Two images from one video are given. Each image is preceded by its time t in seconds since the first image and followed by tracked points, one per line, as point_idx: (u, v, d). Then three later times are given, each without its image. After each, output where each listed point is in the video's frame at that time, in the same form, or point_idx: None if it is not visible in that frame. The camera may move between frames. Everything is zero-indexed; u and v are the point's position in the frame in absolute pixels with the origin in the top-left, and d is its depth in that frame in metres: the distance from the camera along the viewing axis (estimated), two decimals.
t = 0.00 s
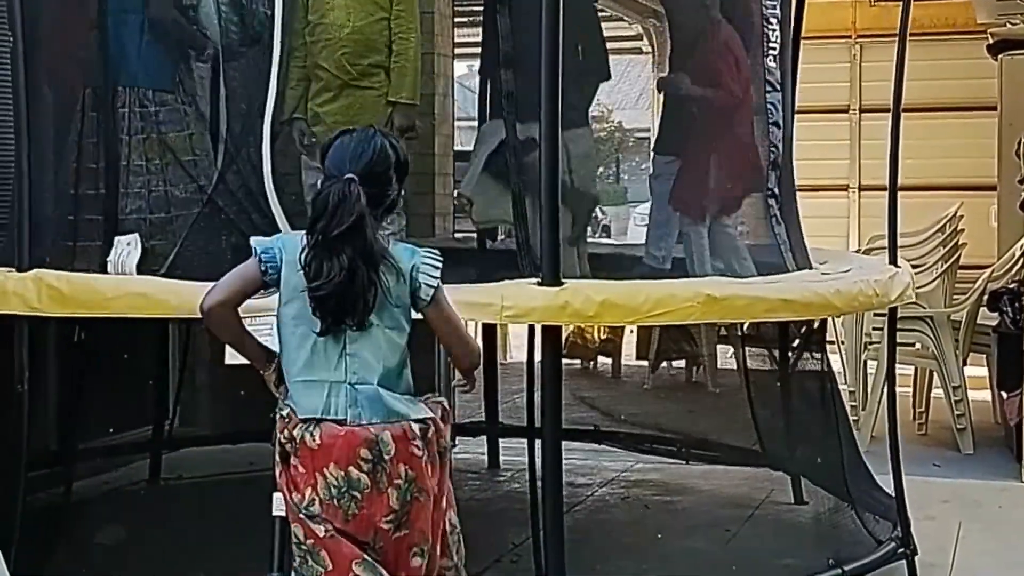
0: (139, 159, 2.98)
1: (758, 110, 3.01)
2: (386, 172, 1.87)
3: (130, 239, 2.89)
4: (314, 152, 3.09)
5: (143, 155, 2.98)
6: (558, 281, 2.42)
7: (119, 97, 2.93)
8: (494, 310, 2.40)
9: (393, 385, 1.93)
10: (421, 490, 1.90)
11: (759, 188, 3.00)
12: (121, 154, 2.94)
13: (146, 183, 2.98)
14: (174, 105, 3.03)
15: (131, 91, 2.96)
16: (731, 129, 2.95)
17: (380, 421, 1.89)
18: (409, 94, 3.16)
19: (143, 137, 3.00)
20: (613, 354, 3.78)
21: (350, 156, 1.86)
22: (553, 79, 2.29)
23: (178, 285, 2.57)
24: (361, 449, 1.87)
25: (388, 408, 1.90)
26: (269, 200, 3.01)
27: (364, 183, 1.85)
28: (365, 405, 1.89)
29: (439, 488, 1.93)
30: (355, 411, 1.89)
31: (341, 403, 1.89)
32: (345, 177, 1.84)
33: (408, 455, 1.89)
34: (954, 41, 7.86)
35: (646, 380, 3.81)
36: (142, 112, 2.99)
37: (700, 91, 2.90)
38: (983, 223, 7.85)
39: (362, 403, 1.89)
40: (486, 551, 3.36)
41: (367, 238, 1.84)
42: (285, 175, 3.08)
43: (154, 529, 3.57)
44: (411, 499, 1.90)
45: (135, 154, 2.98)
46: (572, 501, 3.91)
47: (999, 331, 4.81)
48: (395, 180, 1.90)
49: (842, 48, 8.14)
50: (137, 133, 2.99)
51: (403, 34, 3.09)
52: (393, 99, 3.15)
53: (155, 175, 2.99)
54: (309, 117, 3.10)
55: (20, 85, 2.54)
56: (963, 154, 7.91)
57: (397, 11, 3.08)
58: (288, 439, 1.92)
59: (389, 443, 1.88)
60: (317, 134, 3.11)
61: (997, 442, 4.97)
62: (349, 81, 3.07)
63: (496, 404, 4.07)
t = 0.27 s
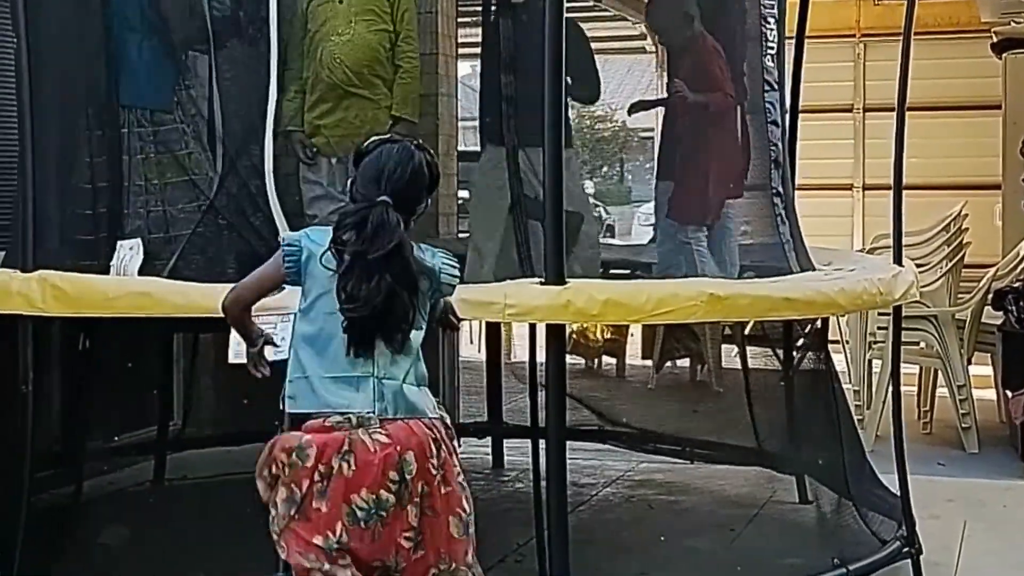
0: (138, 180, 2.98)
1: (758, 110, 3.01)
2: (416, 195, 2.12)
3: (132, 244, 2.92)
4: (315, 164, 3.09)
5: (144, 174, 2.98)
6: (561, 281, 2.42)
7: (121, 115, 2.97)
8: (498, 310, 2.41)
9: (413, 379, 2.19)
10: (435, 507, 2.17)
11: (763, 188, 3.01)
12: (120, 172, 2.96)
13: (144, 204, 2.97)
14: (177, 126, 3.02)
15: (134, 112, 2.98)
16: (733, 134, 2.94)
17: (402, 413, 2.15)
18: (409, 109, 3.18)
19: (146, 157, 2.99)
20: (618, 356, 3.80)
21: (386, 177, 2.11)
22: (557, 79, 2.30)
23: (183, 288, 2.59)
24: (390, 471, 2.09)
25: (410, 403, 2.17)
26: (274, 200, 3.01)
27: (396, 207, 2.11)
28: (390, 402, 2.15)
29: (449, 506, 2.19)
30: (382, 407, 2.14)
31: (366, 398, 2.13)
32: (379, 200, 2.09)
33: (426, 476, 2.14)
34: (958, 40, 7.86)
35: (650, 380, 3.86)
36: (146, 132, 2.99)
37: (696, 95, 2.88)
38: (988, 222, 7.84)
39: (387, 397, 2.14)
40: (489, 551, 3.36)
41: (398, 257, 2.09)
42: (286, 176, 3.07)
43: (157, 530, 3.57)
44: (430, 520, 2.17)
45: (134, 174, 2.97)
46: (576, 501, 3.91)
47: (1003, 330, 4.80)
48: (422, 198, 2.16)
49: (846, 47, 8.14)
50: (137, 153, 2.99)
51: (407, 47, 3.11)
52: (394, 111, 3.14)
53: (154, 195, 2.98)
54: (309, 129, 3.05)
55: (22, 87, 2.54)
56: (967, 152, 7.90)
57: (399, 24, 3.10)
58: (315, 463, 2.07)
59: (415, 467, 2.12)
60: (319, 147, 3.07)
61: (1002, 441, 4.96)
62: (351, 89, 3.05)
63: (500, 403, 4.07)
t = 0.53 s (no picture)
0: (138, 158, 3.00)
1: (757, 108, 3.04)
2: (411, 185, 2.20)
3: (136, 242, 2.91)
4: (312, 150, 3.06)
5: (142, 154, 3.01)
6: (564, 280, 2.43)
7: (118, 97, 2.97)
8: (500, 308, 2.41)
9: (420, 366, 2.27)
10: (448, 504, 2.24)
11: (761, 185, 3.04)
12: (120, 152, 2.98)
13: (145, 181, 3.00)
14: (176, 102, 3.02)
15: (131, 90, 2.98)
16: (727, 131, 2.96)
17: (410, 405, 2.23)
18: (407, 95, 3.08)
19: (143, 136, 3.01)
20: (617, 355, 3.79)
21: (378, 171, 2.18)
22: (559, 77, 2.30)
23: (187, 287, 2.59)
24: (400, 465, 2.17)
25: (418, 390, 2.24)
26: (276, 200, 3.02)
27: (392, 198, 2.19)
28: (398, 391, 2.22)
29: (463, 500, 2.26)
30: (389, 396, 2.22)
31: (373, 391, 2.21)
32: (375, 193, 2.17)
33: (436, 469, 2.21)
34: (959, 40, 7.86)
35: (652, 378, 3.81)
36: (143, 112, 3.01)
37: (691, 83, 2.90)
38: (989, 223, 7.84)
39: (394, 386, 2.23)
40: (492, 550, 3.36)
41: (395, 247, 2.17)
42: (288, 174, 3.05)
43: (159, 530, 3.57)
44: (441, 511, 2.24)
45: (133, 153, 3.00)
46: (577, 500, 3.91)
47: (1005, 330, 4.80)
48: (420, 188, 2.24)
49: (847, 46, 8.14)
50: (136, 131, 3.01)
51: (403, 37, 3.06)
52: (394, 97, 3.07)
53: (152, 173, 3.01)
54: (305, 115, 3.02)
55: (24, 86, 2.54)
56: (968, 152, 7.90)
57: (395, 8, 3.05)
58: (330, 464, 2.16)
59: (425, 464, 2.19)
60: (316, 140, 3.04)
61: (1003, 441, 4.96)
62: (348, 74, 3.02)
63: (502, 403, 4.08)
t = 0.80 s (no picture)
0: (151, 176, 2.98)
1: (755, 107, 3.01)
2: (419, 178, 2.35)
3: (137, 244, 2.91)
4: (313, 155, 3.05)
5: (155, 171, 2.98)
6: (563, 281, 2.42)
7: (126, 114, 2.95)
8: (501, 308, 2.41)
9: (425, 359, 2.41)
10: (447, 501, 2.40)
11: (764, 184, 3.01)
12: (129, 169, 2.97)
13: (159, 200, 2.97)
14: (189, 119, 2.99)
15: (142, 109, 2.95)
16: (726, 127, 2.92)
17: (412, 395, 2.37)
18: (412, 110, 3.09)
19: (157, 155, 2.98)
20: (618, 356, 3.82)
21: (387, 163, 2.33)
22: (559, 77, 2.29)
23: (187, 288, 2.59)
24: (405, 458, 2.33)
25: (422, 382, 2.38)
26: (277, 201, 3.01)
27: (400, 191, 2.33)
28: (402, 382, 2.37)
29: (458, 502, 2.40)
30: (392, 387, 2.36)
31: (378, 381, 2.36)
32: (384, 185, 2.32)
33: (439, 464, 2.37)
34: (960, 40, 7.85)
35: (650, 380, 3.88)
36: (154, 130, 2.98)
37: (687, 77, 2.89)
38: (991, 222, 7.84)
39: (399, 377, 2.37)
40: (493, 551, 3.36)
41: (399, 237, 2.31)
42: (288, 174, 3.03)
43: (161, 531, 3.57)
44: (440, 511, 2.39)
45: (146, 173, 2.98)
46: (579, 501, 3.91)
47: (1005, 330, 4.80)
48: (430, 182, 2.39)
49: (848, 47, 8.13)
50: (149, 150, 2.98)
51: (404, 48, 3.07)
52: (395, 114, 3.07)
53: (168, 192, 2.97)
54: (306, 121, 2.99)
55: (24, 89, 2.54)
56: (970, 152, 7.90)
57: (394, 23, 3.05)
58: (338, 457, 2.32)
59: (429, 455, 2.35)
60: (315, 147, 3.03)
61: (1004, 441, 4.96)
62: (348, 86, 3.02)
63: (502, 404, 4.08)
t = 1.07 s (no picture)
0: (149, 170, 2.99)
1: (753, 109, 3.04)
2: (449, 157, 2.41)
3: (139, 244, 2.92)
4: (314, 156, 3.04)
5: (153, 165, 2.99)
6: (566, 282, 2.42)
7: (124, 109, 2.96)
8: (503, 308, 2.41)
9: (440, 330, 2.42)
10: (452, 470, 2.44)
11: (761, 185, 3.02)
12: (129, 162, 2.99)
13: (156, 193, 3.00)
14: (188, 113, 2.98)
15: (141, 103, 2.97)
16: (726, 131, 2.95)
17: (421, 360, 2.39)
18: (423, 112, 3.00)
19: (155, 147, 2.99)
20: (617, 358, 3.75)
21: (421, 136, 2.40)
22: (559, 78, 2.29)
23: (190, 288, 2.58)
24: (412, 423, 2.37)
25: (432, 351, 2.40)
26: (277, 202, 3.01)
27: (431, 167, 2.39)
28: (410, 348, 2.39)
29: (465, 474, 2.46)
30: (401, 352, 2.39)
31: (388, 346, 2.39)
32: (416, 159, 2.38)
33: (446, 432, 2.41)
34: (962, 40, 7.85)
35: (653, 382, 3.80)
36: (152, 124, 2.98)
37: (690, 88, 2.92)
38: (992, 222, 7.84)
39: (407, 343, 2.39)
40: (495, 551, 3.37)
41: (434, 212, 2.37)
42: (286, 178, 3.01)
43: (162, 531, 3.57)
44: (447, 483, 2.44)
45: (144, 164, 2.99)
46: (580, 501, 3.91)
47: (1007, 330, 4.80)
48: (456, 163, 2.45)
49: (849, 47, 8.13)
50: (147, 143, 2.99)
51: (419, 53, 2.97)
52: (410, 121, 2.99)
53: (166, 184, 3.00)
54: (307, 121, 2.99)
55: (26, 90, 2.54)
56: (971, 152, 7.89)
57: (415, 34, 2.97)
58: (348, 421, 2.37)
59: (435, 420, 2.39)
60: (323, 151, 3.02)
61: (1005, 441, 4.96)
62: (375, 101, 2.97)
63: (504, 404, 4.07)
